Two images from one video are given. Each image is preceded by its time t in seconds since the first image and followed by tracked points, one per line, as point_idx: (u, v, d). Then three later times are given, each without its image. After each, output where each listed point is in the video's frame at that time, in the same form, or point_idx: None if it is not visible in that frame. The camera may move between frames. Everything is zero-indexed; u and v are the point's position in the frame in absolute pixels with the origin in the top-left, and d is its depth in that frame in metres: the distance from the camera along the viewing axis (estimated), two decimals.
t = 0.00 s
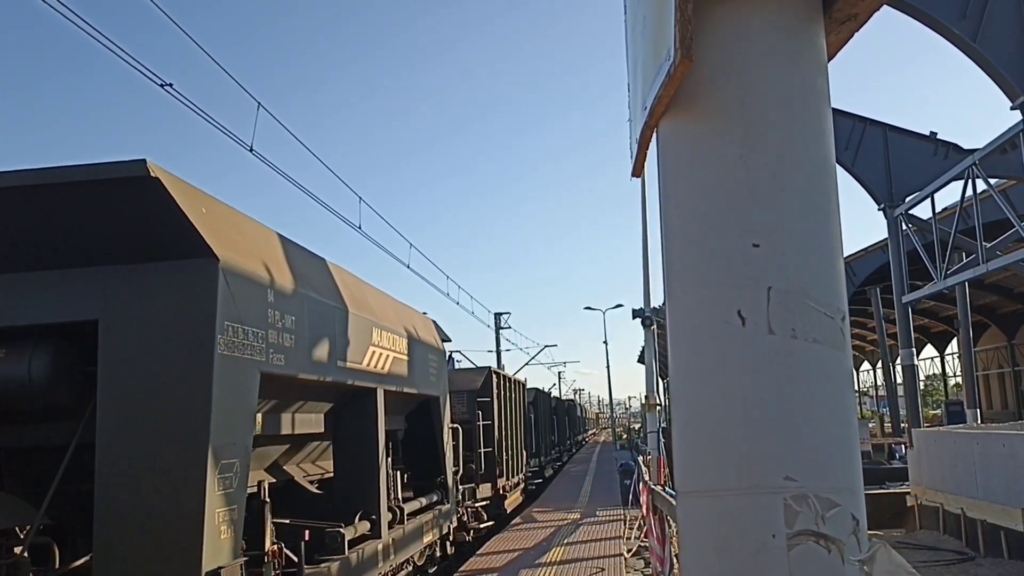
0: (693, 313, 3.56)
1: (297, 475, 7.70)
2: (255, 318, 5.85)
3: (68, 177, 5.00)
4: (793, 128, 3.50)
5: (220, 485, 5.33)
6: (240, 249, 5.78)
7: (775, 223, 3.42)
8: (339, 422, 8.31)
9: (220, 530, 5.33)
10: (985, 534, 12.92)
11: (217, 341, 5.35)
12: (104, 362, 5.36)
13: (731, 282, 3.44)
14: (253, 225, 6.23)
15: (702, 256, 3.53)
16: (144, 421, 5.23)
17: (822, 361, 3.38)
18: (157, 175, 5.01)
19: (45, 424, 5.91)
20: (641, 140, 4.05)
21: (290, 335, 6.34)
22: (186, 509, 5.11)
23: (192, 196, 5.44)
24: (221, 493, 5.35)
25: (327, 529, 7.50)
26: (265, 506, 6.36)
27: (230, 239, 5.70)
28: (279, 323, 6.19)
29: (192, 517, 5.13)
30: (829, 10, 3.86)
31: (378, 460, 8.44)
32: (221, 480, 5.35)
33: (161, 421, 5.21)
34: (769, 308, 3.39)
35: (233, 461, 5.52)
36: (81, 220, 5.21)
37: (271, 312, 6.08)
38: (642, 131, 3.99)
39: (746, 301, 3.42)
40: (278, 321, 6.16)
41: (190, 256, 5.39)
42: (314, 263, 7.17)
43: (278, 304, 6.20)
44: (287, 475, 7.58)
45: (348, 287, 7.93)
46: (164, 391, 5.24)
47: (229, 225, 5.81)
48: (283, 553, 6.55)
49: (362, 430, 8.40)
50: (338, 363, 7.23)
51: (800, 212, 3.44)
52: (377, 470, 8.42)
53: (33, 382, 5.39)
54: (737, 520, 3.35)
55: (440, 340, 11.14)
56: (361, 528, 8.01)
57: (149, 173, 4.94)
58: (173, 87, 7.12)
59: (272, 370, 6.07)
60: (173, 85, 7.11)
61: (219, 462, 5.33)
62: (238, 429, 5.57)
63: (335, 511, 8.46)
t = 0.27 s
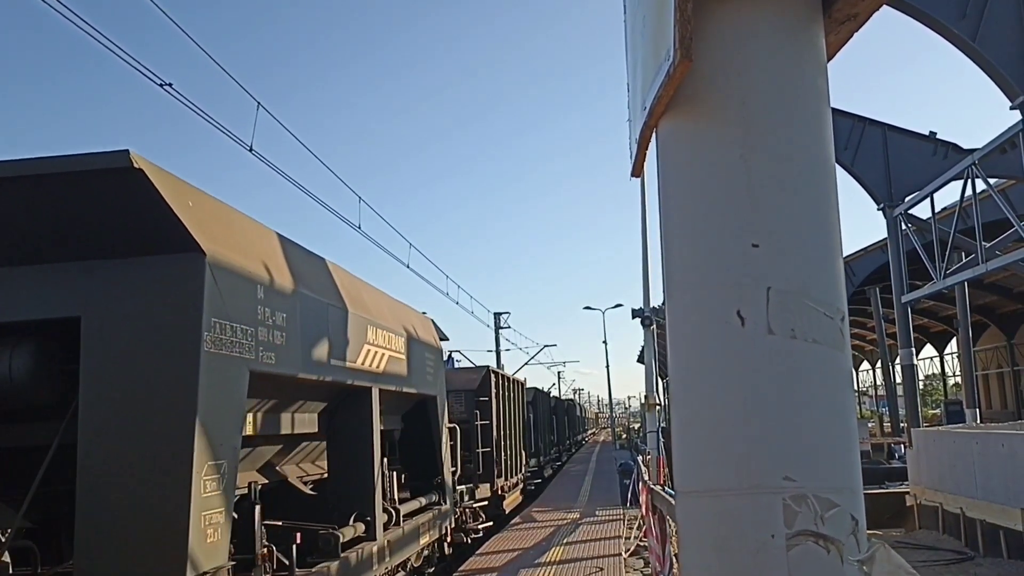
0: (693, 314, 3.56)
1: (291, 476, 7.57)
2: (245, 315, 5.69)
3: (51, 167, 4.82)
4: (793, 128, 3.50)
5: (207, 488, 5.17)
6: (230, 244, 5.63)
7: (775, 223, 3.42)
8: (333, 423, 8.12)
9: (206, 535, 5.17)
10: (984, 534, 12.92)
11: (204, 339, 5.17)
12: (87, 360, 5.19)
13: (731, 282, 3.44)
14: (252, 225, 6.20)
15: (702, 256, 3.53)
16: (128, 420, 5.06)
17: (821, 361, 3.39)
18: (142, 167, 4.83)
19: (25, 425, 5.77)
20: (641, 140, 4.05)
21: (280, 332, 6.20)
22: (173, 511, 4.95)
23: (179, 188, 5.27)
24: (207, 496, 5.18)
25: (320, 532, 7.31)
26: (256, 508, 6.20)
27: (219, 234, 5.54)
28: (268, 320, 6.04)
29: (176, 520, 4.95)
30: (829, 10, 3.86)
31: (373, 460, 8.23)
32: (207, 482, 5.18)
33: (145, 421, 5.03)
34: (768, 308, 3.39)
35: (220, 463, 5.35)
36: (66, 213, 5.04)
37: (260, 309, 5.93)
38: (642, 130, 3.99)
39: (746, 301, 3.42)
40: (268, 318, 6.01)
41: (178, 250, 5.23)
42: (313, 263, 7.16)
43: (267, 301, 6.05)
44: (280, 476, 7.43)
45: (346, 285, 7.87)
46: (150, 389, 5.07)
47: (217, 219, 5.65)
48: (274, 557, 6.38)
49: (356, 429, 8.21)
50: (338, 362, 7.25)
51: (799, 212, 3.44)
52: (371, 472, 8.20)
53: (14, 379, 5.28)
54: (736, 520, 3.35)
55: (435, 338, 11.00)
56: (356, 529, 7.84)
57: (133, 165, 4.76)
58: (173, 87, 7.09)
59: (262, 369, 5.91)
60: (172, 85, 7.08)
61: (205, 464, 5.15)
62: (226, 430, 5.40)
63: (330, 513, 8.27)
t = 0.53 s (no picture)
0: (690, 314, 3.55)
1: (281, 476, 7.56)
2: (233, 312, 5.54)
3: (34, 159, 4.67)
4: (789, 129, 3.49)
5: (192, 490, 5.01)
6: (219, 240, 5.49)
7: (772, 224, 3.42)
8: (325, 424, 7.92)
9: (191, 538, 5.00)
10: (983, 533, 12.92)
11: (189, 336, 5.02)
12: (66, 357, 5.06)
13: (728, 282, 3.44)
14: (251, 225, 6.19)
15: (699, 257, 3.53)
16: (114, 419, 4.90)
17: (819, 361, 3.38)
18: (126, 159, 4.67)
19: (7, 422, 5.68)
20: (638, 140, 4.05)
21: (270, 330, 6.06)
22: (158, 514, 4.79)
23: (164, 181, 5.11)
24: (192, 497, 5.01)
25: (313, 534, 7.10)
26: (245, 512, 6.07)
27: (207, 228, 5.39)
28: (258, 317, 5.89)
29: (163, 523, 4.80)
30: (825, 11, 3.86)
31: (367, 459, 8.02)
32: (193, 484, 5.02)
33: (131, 420, 4.89)
34: (764, 309, 3.39)
35: (207, 464, 5.19)
36: (50, 206, 4.90)
37: (249, 306, 5.78)
38: (639, 130, 3.99)
39: (742, 302, 3.42)
40: (257, 315, 5.86)
41: (163, 245, 5.08)
42: (312, 262, 7.18)
43: (257, 297, 5.89)
44: (272, 476, 7.44)
45: (344, 285, 7.83)
46: (136, 385, 4.94)
47: (205, 212, 5.49)
48: (264, 558, 6.31)
49: (350, 427, 8.02)
50: (338, 362, 7.27)
51: (796, 212, 3.44)
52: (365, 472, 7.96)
53: None
54: (734, 520, 3.34)
55: (432, 336, 10.84)
56: (349, 531, 7.62)
57: (115, 156, 4.59)
58: (172, 87, 7.09)
59: (251, 367, 5.75)
60: (172, 85, 7.08)
61: (191, 465, 4.99)
62: (212, 430, 5.24)
63: (324, 515, 8.02)
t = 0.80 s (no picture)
0: (687, 314, 3.55)
1: (273, 477, 7.47)
2: (223, 309, 5.26)
3: (14, 149, 4.40)
4: (787, 129, 3.49)
5: (177, 492, 4.66)
6: (207, 234, 5.23)
7: (769, 224, 3.42)
8: (319, 426, 7.73)
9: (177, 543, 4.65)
10: (982, 532, 12.93)
11: (176, 333, 4.72)
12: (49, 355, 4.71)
13: (726, 282, 3.44)
14: (249, 223, 6.16)
15: (697, 257, 3.52)
16: (97, 423, 4.56)
17: (816, 362, 3.38)
18: (107, 149, 4.39)
19: None
20: (635, 140, 4.05)
21: (260, 328, 5.81)
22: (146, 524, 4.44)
23: (149, 172, 4.81)
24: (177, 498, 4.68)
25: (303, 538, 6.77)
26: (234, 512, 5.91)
27: (194, 222, 5.12)
28: (247, 315, 5.62)
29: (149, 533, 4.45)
30: (823, 10, 3.86)
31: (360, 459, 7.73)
32: (178, 486, 4.67)
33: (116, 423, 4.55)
34: (762, 309, 3.39)
35: (193, 464, 4.85)
36: (29, 198, 4.61)
37: (239, 303, 5.52)
38: (636, 130, 3.98)
39: (739, 302, 3.42)
40: (246, 312, 5.60)
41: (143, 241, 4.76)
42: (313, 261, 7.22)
43: (246, 293, 5.63)
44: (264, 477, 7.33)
45: (344, 284, 7.82)
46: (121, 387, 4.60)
47: (192, 205, 5.21)
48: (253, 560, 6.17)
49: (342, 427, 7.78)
50: (339, 363, 7.27)
51: (794, 212, 3.44)
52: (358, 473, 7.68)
53: None
54: (730, 520, 3.34)
55: (429, 334, 10.70)
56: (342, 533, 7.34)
57: (99, 147, 4.33)
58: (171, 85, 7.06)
59: (239, 365, 5.48)
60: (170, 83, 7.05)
61: (176, 466, 4.65)
62: (198, 428, 4.90)
63: (317, 517, 7.76)
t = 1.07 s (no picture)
0: (685, 314, 3.55)
1: (268, 478, 7.26)
2: (210, 306, 5.15)
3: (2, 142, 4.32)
4: (785, 128, 3.49)
5: (161, 494, 4.56)
6: (197, 229, 5.12)
7: (768, 224, 3.42)
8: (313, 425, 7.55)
9: (160, 545, 4.53)
10: (982, 533, 12.91)
11: (160, 330, 4.61)
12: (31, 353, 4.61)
13: (724, 282, 3.43)
14: (251, 224, 6.15)
15: (696, 256, 3.52)
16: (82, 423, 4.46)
17: (814, 361, 3.38)
18: (91, 140, 4.32)
19: None
20: (633, 140, 4.04)
21: (252, 327, 5.69)
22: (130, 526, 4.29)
23: (135, 165, 4.73)
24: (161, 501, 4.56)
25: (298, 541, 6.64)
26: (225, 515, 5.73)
27: (182, 217, 5.00)
28: (237, 312, 5.49)
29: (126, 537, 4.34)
30: (820, 10, 3.86)
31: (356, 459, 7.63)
32: (162, 488, 4.57)
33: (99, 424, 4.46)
34: (759, 309, 3.39)
35: (178, 466, 4.76)
36: (17, 193, 4.53)
37: (228, 300, 5.39)
38: (634, 130, 3.98)
39: (737, 302, 3.41)
40: (236, 310, 5.47)
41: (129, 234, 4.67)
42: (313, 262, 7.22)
43: (236, 291, 5.51)
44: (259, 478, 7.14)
45: (343, 283, 7.81)
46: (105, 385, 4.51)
47: (180, 199, 5.09)
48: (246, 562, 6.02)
49: (338, 427, 7.62)
50: (338, 362, 7.26)
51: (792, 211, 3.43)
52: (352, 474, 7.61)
53: None
54: (728, 519, 3.34)
55: (427, 333, 10.63)
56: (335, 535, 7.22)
57: (81, 137, 4.24)
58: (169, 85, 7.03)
59: (228, 363, 5.36)
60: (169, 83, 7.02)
61: (160, 468, 4.56)
62: (185, 431, 4.82)
63: (312, 518, 7.69)
